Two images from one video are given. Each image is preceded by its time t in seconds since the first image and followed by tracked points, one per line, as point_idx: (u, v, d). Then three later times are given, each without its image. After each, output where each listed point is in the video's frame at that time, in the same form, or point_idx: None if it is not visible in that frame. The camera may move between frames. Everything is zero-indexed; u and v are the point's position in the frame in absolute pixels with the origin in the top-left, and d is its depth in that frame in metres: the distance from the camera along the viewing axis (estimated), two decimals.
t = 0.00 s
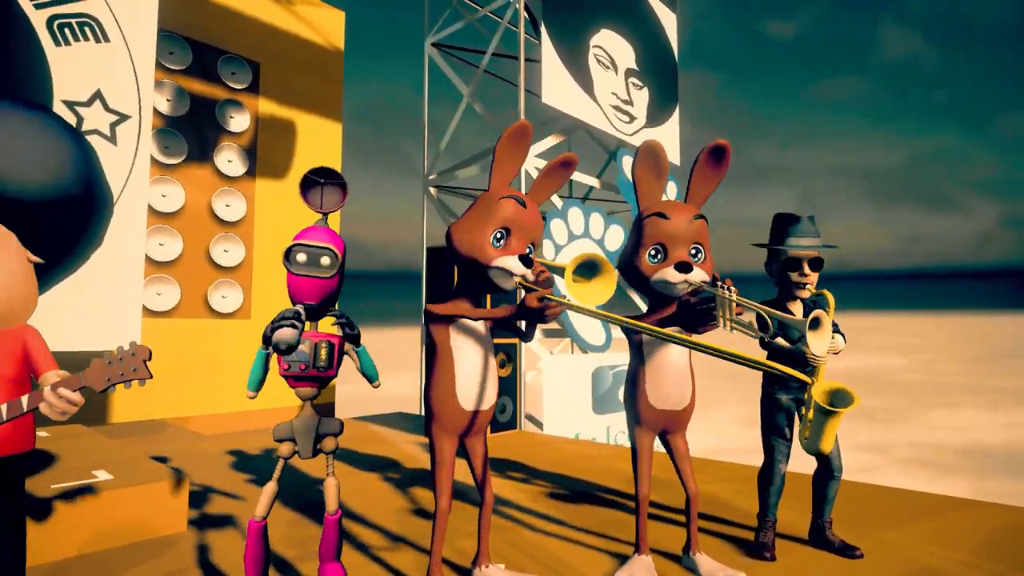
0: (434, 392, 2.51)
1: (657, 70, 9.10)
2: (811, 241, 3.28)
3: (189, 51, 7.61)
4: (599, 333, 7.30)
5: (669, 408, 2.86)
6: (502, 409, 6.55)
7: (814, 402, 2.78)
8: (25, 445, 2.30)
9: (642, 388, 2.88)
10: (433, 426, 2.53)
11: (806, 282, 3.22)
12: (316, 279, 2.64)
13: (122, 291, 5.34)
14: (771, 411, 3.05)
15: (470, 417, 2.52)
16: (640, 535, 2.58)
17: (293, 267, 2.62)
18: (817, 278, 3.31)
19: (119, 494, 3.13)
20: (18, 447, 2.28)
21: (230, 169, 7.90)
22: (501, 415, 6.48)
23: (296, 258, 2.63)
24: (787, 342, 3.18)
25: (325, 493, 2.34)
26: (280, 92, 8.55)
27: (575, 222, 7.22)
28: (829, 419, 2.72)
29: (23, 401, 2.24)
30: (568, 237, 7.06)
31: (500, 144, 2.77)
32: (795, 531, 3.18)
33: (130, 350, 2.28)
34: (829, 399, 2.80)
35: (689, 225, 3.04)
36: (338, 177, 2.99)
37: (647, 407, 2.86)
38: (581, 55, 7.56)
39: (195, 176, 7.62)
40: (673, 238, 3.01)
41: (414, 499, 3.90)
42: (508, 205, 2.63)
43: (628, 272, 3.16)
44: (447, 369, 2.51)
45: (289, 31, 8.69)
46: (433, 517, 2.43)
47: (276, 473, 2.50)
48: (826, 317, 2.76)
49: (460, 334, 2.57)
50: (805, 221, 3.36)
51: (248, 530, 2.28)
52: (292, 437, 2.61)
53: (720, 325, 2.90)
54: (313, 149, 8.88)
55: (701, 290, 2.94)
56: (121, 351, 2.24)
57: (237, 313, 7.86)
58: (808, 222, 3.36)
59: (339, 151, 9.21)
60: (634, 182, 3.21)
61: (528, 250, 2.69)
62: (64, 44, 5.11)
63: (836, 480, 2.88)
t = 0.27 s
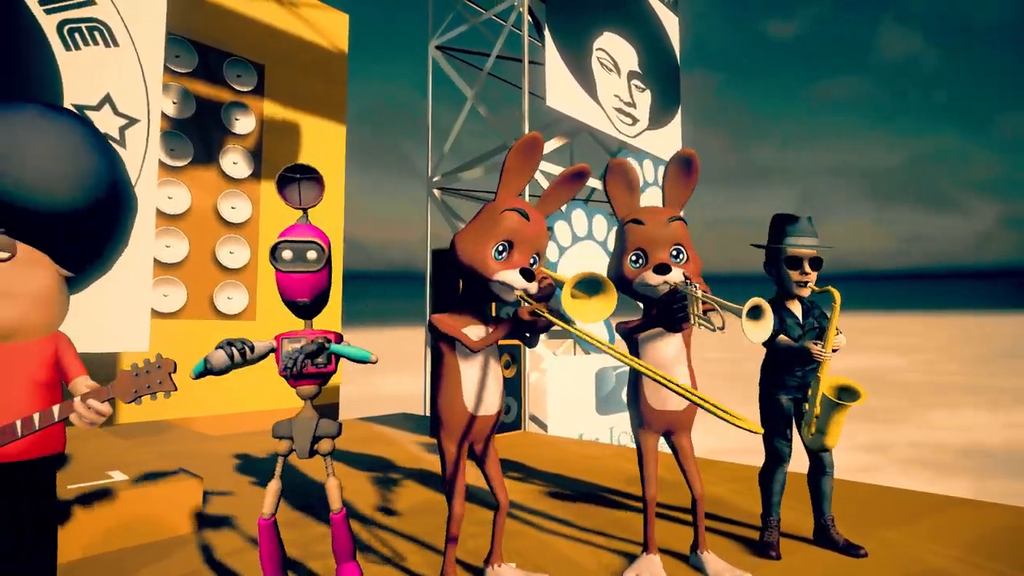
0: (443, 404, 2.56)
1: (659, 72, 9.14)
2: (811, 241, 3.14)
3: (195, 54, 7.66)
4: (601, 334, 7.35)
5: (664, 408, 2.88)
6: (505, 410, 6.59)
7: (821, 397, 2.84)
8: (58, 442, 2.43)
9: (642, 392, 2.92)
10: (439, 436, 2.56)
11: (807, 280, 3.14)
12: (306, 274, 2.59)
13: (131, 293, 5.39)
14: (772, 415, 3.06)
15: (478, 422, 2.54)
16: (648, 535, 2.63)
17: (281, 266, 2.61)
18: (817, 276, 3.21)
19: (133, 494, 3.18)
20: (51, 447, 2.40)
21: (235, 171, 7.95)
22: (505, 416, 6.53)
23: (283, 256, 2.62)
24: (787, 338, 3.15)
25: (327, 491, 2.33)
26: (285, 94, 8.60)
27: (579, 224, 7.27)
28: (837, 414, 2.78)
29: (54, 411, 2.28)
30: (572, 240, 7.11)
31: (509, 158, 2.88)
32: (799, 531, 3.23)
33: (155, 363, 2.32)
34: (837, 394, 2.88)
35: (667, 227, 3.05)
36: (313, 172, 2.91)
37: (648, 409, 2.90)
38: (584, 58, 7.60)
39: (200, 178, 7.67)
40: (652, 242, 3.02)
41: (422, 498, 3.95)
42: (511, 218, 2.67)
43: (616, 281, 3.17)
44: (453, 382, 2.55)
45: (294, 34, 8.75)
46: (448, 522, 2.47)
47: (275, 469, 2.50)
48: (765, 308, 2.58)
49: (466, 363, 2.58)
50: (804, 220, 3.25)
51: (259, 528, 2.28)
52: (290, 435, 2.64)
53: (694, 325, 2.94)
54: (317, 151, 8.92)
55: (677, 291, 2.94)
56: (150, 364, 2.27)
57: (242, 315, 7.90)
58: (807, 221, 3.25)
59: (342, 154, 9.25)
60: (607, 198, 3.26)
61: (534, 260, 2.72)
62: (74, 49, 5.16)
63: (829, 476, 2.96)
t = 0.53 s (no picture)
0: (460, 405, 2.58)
1: (661, 75, 9.20)
2: (796, 252, 3.19)
3: (201, 57, 7.72)
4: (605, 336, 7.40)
5: (683, 408, 2.93)
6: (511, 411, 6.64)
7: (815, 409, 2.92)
8: (96, 442, 2.45)
9: (658, 392, 2.99)
10: (461, 437, 2.58)
11: (794, 292, 3.17)
12: (311, 254, 2.60)
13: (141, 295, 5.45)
14: (770, 416, 3.10)
15: (495, 426, 2.59)
16: (659, 534, 2.68)
17: (286, 252, 2.61)
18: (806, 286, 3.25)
19: (150, 494, 3.24)
20: (89, 446, 2.42)
21: (241, 174, 8.01)
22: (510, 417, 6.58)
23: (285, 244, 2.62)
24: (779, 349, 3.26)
25: (340, 489, 2.37)
26: (290, 97, 8.66)
27: (583, 226, 7.34)
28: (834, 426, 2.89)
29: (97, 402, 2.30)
30: (576, 242, 7.17)
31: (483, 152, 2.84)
32: (805, 531, 3.29)
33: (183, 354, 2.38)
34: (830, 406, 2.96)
35: (661, 231, 3.11)
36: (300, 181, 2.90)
37: (664, 409, 2.96)
38: (588, 61, 7.66)
39: (207, 181, 7.73)
40: (649, 247, 3.09)
41: (431, 498, 4.01)
42: (494, 215, 2.68)
43: (617, 287, 3.21)
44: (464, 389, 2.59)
45: (300, 37, 8.81)
46: (463, 520, 2.49)
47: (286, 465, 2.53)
48: (728, 309, 2.67)
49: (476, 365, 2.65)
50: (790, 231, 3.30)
51: (281, 519, 2.34)
52: (300, 434, 2.68)
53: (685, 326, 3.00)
54: (322, 154, 8.98)
55: (668, 294, 2.98)
56: (181, 353, 2.32)
57: (248, 316, 7.96)
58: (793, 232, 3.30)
59: (347, 156, 9.31)
60: (596, 210, 3.37)
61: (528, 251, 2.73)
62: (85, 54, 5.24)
63: (842, 480, 3.02)
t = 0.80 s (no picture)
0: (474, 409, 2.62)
1: (664, 77, 9.26)
2: (796, 251, 3.21)
3: (209, 60, 7.78)
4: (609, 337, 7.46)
5: (702, 412, 3.06)
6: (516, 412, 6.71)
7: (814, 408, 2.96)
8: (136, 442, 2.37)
9: (677, 397, 3.09)
10: (477, 438, 2.61)
11: (794, 292, 3.20)
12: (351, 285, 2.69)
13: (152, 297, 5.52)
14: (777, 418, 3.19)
15: (509, 425, 2.63)
16: (669, 532, 2.75)
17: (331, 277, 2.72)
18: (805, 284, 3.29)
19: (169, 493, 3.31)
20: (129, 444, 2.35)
21: (248, 176, 8.08)
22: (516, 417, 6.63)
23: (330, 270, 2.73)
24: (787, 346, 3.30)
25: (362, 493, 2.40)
26: (296, 100, 8.73)
27: (587, 228, 7.41)
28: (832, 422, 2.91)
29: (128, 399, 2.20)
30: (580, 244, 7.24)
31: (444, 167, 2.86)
32: (811, 529, 3.36)
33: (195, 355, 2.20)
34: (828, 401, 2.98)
35: (697, 241, 3.16)
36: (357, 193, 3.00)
37: (683, 413, 3.08)
38: (592, 64, 7.73)
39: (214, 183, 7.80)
40: (683, 256, 3.15)
41: (441, 497, 4.08)
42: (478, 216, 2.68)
43: (648, 291, 3.29)
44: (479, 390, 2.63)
45: (306, 41, 8.89)
46: (478, 515, 2.55)
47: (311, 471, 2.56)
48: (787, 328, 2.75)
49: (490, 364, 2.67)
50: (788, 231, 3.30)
51: (301, 526, 2.39)
52: (327, 438, 2.72)
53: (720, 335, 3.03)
54: (327, 156, 9.04)
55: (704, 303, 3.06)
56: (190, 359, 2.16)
57: (255, 317, 8.03)
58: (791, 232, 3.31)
59: (352, 158, 9.38)
60: (630, 211, 3.46)
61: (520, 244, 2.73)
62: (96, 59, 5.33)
63: (839, 478, 3.08)
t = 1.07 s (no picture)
0: (496, 411, 2.70)
1: (667, 80, 9.34)
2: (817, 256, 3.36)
3: (216, 63, 7.86)
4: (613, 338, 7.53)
5: (713, 411, 3.09)
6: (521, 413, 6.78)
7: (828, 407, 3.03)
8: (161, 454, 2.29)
9: (688, 395, 3.14)
10: (497, 438, 2.69)
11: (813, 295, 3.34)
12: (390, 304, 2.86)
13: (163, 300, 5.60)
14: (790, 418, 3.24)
15: (529, 425, 2.70)
16: (678, 531, 2.82)
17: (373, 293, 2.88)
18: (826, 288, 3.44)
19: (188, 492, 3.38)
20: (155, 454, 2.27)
21: (255, 178, 8.15)
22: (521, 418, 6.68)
23: (373, 285, 2.88)
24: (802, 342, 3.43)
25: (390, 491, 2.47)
26: (302, 103, 8.80)
27: (591, 230, 7.48)
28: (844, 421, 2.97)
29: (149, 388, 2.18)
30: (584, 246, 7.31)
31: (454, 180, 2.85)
32: (817, 528, 3.43)
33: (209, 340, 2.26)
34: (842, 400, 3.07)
35: (722, 245, 3.23)
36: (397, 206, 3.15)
37: (693, 412, 3.12)
38: (596, 68, 7.80)
39: (222, 185, 7.87)
40: (706, 258, 3.21)
41: (452, 496, 4.15)
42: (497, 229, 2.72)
43: (669, 290, 3.36)
44: (501, 389, 2.70)
45: (312, 44, 8.96)
46: (495, 514, 2.62)
47: (347, 472, 2.58)
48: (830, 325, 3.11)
49: (510, 367, 2.73)
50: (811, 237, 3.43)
51: (330, 521, 2.47)
52: (362, 438, 2.69)
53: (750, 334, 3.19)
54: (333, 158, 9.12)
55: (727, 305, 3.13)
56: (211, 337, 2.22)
57: (261, 318, 8.10)
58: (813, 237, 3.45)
59: (357, 160, 9.45)
60: (662, 213, 3.50)
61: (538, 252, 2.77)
62: (109, 64, 5.38)
63: (847, 478, 3.15)
